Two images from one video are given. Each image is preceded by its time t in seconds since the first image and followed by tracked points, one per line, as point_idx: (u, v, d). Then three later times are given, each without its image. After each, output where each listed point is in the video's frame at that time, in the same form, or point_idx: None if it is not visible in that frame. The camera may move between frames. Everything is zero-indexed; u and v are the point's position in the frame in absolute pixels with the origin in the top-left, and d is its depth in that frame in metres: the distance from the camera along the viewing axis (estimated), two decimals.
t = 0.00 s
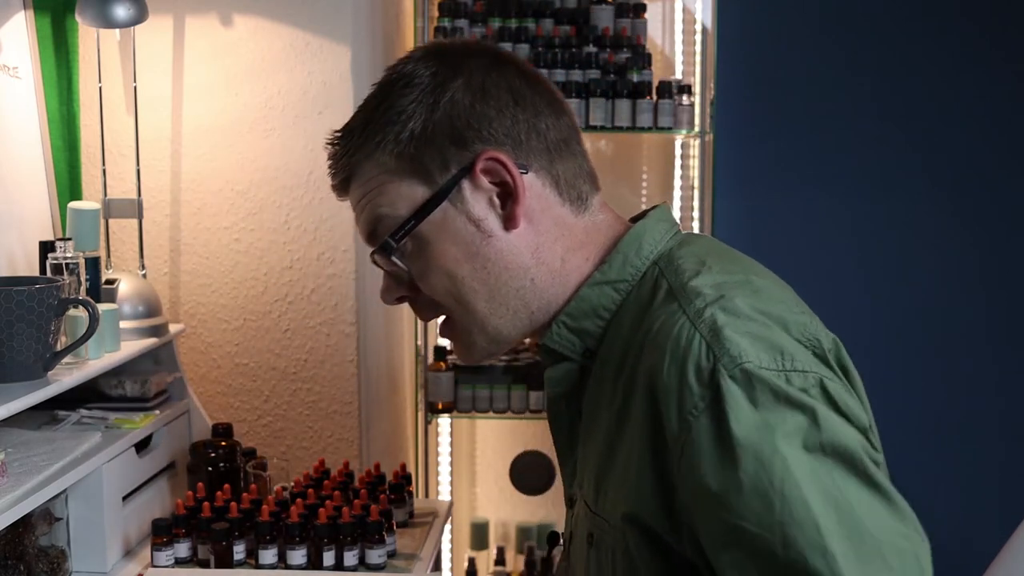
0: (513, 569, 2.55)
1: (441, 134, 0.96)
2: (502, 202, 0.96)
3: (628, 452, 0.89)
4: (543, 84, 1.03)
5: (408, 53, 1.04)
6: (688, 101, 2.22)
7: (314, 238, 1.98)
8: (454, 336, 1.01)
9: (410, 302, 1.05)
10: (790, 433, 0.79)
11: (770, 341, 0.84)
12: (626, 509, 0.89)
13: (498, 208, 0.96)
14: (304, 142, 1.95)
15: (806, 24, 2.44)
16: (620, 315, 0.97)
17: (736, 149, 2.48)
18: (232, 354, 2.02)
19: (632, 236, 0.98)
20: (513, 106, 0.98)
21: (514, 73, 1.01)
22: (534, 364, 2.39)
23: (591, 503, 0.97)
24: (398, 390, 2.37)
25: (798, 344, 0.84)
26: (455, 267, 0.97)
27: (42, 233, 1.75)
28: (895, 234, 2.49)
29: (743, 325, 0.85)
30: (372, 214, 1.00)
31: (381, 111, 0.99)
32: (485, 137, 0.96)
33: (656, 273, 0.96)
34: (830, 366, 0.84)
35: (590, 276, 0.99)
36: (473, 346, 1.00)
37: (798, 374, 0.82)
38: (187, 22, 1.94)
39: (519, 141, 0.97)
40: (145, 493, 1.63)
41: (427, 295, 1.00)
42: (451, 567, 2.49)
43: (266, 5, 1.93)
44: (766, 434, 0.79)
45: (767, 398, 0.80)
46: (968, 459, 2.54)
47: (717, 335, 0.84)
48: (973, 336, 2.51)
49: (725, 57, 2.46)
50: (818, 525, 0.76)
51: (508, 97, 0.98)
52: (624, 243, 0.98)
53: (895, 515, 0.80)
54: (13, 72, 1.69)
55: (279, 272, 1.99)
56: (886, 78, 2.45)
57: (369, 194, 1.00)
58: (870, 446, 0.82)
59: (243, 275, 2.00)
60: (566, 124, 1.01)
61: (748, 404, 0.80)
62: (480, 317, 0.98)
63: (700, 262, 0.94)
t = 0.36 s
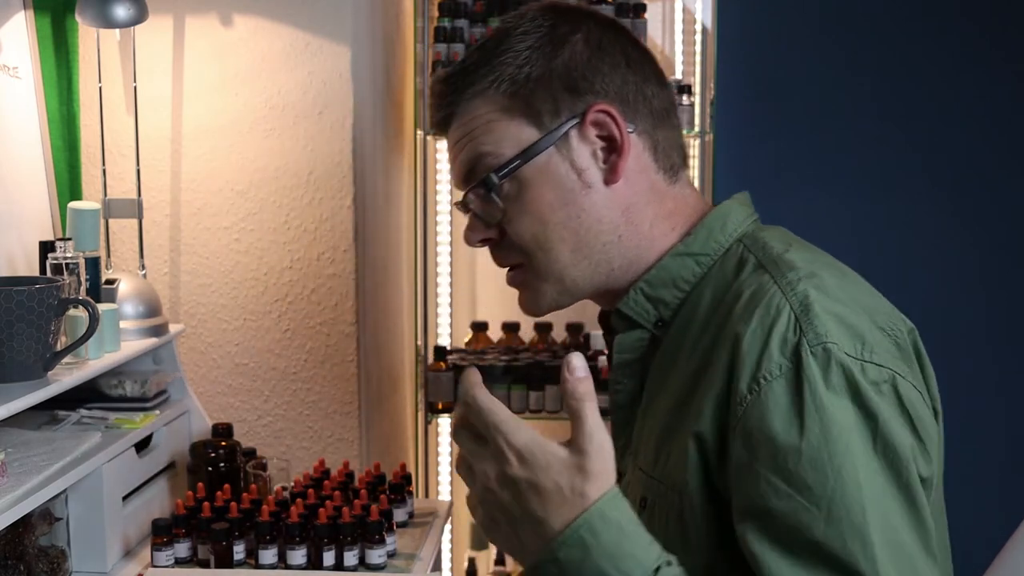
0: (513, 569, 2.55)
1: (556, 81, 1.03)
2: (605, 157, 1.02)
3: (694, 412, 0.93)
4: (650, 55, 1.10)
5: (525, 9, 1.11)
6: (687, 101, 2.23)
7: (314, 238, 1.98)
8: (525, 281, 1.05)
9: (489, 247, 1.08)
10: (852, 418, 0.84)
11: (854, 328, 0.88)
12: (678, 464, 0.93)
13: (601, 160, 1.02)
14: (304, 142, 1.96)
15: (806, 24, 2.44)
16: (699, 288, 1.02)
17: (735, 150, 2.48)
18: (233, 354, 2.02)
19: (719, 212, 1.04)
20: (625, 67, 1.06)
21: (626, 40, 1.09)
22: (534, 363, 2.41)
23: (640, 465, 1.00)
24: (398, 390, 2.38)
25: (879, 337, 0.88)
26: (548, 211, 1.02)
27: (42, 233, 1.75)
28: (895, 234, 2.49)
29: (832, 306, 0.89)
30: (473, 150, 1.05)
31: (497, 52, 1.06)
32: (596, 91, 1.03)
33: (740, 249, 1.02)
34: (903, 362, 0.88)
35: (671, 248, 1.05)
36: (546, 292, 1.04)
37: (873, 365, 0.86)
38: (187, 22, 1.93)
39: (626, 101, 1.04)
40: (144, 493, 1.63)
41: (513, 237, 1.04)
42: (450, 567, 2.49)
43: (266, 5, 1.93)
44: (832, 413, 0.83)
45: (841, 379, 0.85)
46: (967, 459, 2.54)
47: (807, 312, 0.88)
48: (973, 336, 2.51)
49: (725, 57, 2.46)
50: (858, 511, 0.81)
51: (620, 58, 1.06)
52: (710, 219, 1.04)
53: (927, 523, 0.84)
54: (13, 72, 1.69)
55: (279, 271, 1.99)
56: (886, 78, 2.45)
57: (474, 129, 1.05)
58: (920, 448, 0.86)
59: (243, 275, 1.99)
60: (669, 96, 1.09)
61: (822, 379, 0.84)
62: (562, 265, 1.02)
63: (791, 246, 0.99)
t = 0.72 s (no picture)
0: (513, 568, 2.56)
1: (679, 47, 1.00)
2: (713, 132, 1.00)
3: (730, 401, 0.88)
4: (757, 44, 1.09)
5: None
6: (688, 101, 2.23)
7: (314, 238, 1.98)
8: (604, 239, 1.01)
9: (568, 199, 1.03)
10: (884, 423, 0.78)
11: (898, 330, 0.82)
12: (711, 451, 0.88)
13: (707, 134, 1.00)
14: (304, 142, 1.96)
15: (807, 24, 2.45)
16: (752, 278, 0.98)
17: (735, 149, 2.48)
18: (233, 354, 2.02)
19: (781, 206, 0.99)
20: (741, 49, 1.04)
21: (745, 21, 1.07)
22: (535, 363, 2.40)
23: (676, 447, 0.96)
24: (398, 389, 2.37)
25: (923, 340, 0.82)
26: (645, 171, 0.99)
27: (42, 232, 1.75)
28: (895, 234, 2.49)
29: (877, 306, 0.83)
30: (583, 99, 1.01)
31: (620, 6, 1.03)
32: (715, 67, 1.02)
33: (798, 242, 0.96)
34: (947, 367, 0.82)
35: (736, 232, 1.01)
36: (624, 251, 1.01)
37: (912, 369, 0.80)
38: (187, 22, 1.93)
39: (738, 81, 1.02)
40: (144, 493, 1.63)
41: (605, 194, 1.00)
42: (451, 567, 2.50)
43: (266, 5, 1.93)
44: (863, 416, 0.78)
45: (876, 382, 0.79)
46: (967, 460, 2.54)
47: (849, 311, 0.83)
48: (973, 336, 2.51)
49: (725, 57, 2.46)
50: (882, 519, 0.76)
51: (739, 37, 1.04)
52: (772, 210, 0.99)
53: (960, 537, 0.79)
54: (13, 72, 1.69)
55: (279, 271, 1.99)
56: (886, 79, 2.45)
57: (586, 77, 1.01)
58: (958, 459, 0.80)
59: (243, 276, 1.99)
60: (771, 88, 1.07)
61: (856, 381, 0.79)
62: (650, 230, 1.00)
63: (845, 243, 0.92)
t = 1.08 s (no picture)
0: (513, 568, 2.56)
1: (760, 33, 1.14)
2: (780, 117, 1.14)
3: (791, 392, 0.93)
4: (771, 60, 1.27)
5: None
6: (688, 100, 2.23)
7: (314, 238, 1.98)
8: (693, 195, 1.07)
9: (650, 151, 1.08)
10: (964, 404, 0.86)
11: (960, 316, 0.89)
12: (772, 442, 0.93)
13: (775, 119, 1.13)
14: (304, 142, 1.96)
15: (806, 28, 2.58)
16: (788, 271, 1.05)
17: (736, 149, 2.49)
18: (233, 354, 2.02)
19: (807, 203, 1.08)
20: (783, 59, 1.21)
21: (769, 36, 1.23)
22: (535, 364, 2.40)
23: (714, 443, 1.01)
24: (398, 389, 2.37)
25: (978, 323, 0.90)
26: (737, 138, 1.09)
27: (42, 232, 1.75)
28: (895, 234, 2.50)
29: (937, 293, 0.90)
30: (688, 54, 1.09)
31: None
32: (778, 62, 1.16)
33: (828, 237, 1.04)
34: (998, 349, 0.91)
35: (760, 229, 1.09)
36: (709, 210, 1.08)
37: (980, 350, 0.88)
38: (187, 22, 1.93)
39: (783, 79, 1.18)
40: (144, 493, 1.63)
41: (698, 150, 1.07)
42: (450, 567, 2.50)
43: (266, 5, 1.93)
44: (948, 397, 0.85)
45: (953, 363, 0.87)
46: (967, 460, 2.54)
47: (914, 298, 0.90)
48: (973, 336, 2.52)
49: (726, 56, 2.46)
50: (980, 497, 0.83)
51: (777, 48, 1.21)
52: (799, 207, 1.08)
53: None
54: (13, 72, 1.69)
55: (279, 271, 1.99)
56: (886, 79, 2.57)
57: (695, 35, 1.09)
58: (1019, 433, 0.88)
59: (243, 276, 2.00)
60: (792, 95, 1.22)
61: (935, 364, 0.86)
62: (733, 193, 1.08)
63: (882, 238, 1.00)
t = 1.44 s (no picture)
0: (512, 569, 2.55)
1: (743, 35, 1.13)
2: (765, 118, 1.13)
3: (782, 394, 0.92)
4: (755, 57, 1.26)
5: None
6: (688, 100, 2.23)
7: (314, 238, 1.98)
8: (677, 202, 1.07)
9: (633, 158, 1.08)
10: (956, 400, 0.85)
11: (951, 312, 0.88)
12: (763, 445, 0.92)
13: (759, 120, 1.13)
14: (304, 142, 1.96)
15: (806, 28, 2.58)
16: (779, 272, 1.05)
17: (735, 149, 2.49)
18: (233, 354, 2.02)
19: (797, 203, 1.08)
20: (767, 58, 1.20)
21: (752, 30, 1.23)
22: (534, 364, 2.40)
23: (706, 446, 1.00)
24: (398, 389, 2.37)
25: (969, 320, 0.90)
26: (720, 143, 1.08)
27: (42, 232, 1.75)
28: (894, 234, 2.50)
29: (928, 290, 0.90)
30: (668, 60, 1.08)
31: None
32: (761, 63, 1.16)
33: (819, 236, 1.03)
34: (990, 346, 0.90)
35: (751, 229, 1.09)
36: (694, 216, 1.07)
37: (972, 347, 0.87)
38: (187, 22, 1.93)
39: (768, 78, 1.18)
40: (144, 493, 1.63)
41: (682, 156, 1.07)
42: (450, 567, 2.50)
43: (266, 5, 1.93)
44: (940, 394, 0.83)
45: (944, 361, 0.85)
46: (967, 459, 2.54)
47: (905, 294, 0.89)
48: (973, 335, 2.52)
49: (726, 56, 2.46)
50: (976, 493, 0.81)
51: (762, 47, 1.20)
52: (790, 207, 1.08)
53: None
54: (13, 72, 1.69)
55: (279, 271, 1.99)
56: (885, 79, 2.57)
57: (674, 40, 1.09)
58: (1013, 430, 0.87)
59: (243, 276, 2.00)
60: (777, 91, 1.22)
61: (927, 361, 0.85)
62: (720, 198, 1.07)
63: (873, 236, 0.99)
